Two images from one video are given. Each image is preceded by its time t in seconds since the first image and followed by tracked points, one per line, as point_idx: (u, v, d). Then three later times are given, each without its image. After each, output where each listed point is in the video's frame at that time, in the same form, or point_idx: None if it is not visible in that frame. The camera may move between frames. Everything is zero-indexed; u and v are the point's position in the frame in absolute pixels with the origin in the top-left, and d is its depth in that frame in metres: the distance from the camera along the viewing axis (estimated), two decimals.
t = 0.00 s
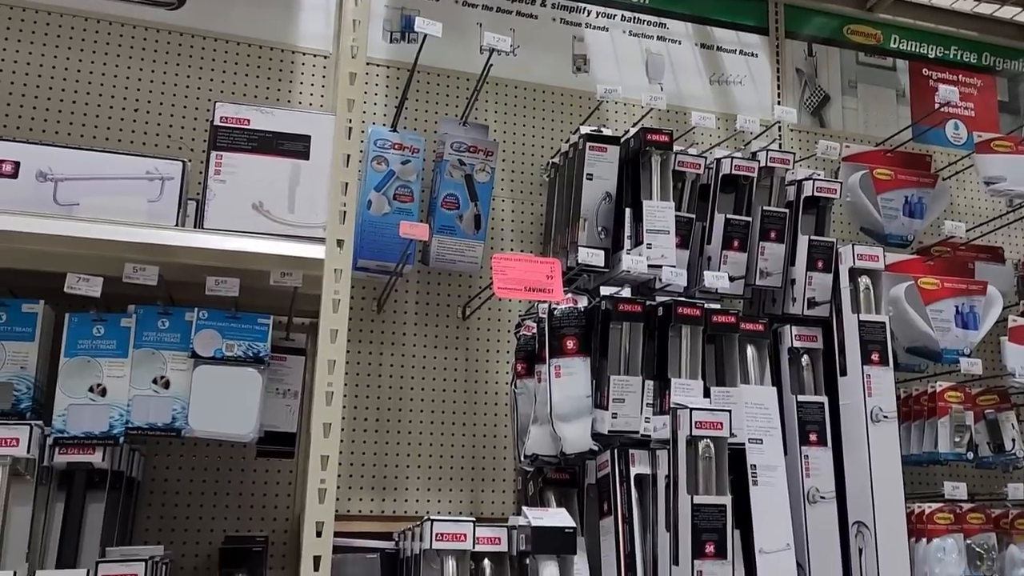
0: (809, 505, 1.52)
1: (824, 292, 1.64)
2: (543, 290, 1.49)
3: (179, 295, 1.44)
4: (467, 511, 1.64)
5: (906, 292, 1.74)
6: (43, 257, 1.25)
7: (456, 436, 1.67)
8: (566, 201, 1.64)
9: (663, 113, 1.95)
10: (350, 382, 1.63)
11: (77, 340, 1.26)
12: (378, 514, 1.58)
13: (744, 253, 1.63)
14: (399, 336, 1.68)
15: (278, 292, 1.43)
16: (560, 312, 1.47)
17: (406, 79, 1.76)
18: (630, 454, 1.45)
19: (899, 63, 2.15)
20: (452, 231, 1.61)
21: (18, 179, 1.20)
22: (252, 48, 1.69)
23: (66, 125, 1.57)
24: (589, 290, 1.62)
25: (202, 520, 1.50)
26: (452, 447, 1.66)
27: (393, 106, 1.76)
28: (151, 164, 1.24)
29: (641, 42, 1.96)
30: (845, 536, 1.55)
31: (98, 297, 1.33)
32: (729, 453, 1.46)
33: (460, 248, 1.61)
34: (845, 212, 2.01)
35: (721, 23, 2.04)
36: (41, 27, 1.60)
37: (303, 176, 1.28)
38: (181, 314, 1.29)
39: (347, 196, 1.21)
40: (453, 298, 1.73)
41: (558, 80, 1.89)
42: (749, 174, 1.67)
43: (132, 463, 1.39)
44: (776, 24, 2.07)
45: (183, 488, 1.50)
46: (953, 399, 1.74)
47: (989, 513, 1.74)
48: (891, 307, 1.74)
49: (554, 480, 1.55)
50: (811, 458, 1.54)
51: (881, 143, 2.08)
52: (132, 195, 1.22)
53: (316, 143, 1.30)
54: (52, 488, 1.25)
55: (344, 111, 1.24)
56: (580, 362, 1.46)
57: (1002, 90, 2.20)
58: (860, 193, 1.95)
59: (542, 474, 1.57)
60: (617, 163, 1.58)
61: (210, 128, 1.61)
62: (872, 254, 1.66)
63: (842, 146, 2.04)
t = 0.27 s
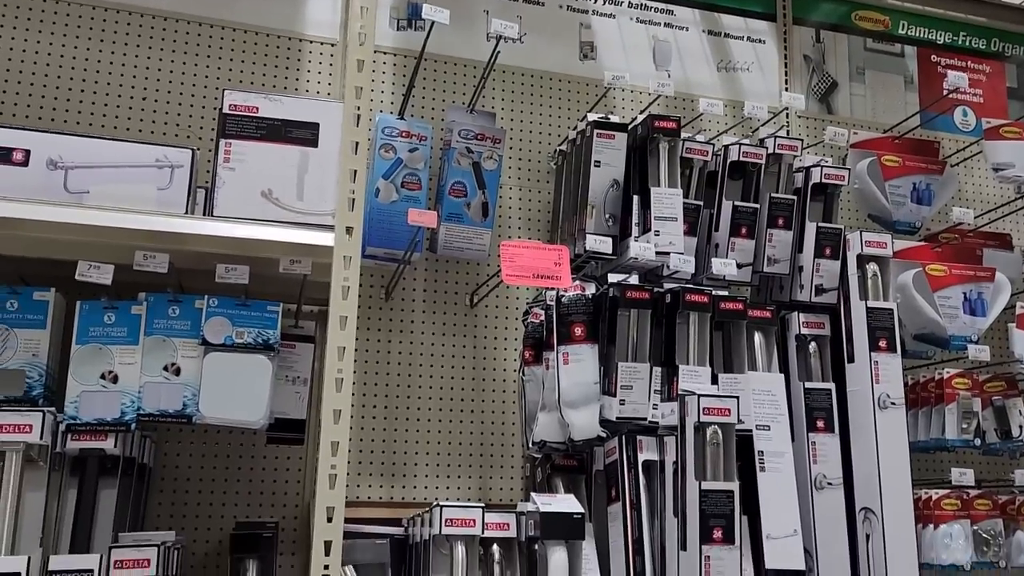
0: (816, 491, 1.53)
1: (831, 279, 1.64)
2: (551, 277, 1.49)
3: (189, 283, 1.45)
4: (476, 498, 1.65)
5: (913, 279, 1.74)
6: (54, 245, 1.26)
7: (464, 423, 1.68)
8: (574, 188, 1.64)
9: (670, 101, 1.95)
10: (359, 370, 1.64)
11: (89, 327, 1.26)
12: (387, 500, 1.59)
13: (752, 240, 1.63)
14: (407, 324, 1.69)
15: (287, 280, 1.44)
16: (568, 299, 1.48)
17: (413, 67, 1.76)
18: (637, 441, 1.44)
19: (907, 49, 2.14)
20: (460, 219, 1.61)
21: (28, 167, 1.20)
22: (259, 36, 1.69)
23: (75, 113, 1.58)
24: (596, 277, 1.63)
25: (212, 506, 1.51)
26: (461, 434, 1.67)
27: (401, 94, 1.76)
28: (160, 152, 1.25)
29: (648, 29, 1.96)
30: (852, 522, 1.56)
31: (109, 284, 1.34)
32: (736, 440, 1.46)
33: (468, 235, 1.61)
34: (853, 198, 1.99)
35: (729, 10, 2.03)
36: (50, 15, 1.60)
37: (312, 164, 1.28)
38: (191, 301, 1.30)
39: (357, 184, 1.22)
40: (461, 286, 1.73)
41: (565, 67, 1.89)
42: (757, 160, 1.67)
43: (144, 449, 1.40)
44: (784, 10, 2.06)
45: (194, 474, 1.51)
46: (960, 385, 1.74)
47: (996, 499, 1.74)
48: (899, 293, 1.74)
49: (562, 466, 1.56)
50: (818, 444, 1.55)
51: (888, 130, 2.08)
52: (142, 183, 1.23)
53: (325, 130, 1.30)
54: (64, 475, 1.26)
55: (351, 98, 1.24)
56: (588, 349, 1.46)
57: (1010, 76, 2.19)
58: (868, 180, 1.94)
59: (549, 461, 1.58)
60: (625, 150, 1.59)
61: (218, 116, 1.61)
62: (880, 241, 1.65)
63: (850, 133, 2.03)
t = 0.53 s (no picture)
0: (825, 481, 1.53)
1: (840, 270, 1.64)
2: (560, 269, 1.50)
3: (200, 275, 1.46)
4: (485, 488, 1.66)
5: (921, 270, 1.74)
6: (67, 237, 1.27)
7: (473, 414, 1.68)
8: (582, 180, 1.65)
9: (678, 92, 1.95)
10: (368, 361, 1.65)
11: (102, 319, 1.27)
12: (397, 491, 1.60)
13: (760, 232, 1.63)
14: (416, 316, 1.69)
15: (298, 272, 1.45)
16: (577, 290, 1.49)
17: (421, 60, 1.76)
18: (646, 432, 1.45)
19: (916, 40, 2.13)
20: (469, 211, 1.61)
21: (41, 160, 1.21)
22: (268, 29, 1.69)
23: (87, 107, 1.59)
24: (605, 268, 1.63)
25: (224, 496, 1.52)
26: (470, 425, 1.68)
27: (409, 86, 1.77)
28: (172, 145, 1.25)
29: (656, 20, 1.96)
30: (861, 512, 1.56)
31: (121, 276, 1.35)
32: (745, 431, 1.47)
33: (476, 227, 1.62)
34: (861, 191, 2.01)
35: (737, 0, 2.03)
36: (60, 10, 1.61)
37: (322, 157, 1.29)
38: (202, 293, 1.32)
39: (366, 175, 1.22)
40: (470, 278, 1.74)
41: (573, 59, 1.89)
42: (766, 151, 1.66)
43: (156, 440, 1.41)
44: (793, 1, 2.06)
45: (206, 465, 1.53)
46: (969, 376, 1.74)
47: (1004, 490, 1.74)
48: (907, 285, 1.74)
49: (571, 457, 1.57)
50: (826, 435, 1.55)
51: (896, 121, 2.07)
52: (155, 176, 1.24)
53: (335, 122, 1.31)
54: (78, 465, 1.27)
55: (361, 90, 1.25)
56: (596, 340, 1.47)
57: (1020, 66, 2.18)
58: (877, 171, 1.93)
59: (558, 451, 1.58)
60: (633, 141, 1.58)
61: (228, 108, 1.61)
62: (889, 232, 1.65)
63: (858, 124, 2.03)
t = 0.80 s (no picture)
0: (833, 475, 1.54)
1: (849, 264, 1.64)
2: (568, 262, 1.50)
3: (212, 270, 1.47)
4: (494, 481, 1.67)
5: (930, 263, 1.73)
6: (81, 232, 1.28)
7: (482, 407, 1.69)
8: (591, 174, 1.65)
9: (686, 86, 1.95)
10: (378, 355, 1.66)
11: (115, 313, 1.29)
12: (407, 483, 1.61)
13: (769, 226, 1.63)
14: (426, 310, 1.70)
15: (309, 266, 1.46)
16: (586, 285, 1.49)
17: (431, 55, 1.77)
18: (655, 425, 1.46)
19: (925, 32, 2.12)
20: (478, 205, 1.62)
21: (56, 155, 1.22)
22: (278, 24, 1.70)
23: (99, 102, 1.60)
24: (614, 263, 1.64)
25: (235, 489, 1.54)
26: (479, 419, 1.69)
27: (418, 81, 1.77)
28: (184, 140, 1.26)
29: (665, 14, 1.96)
30: (868, 505, 1.57)
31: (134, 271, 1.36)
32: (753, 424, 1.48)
33: (485, 221, 1.63)
34: (870, 183, 1.99)
35: None
36: (72, 6, 1.62)
37: (333, 152, 1.30)
38: (215, 287, 1.32)
39: (377, 170, 1.23)
40: (479, 272, 1.74)
41: (581, 53, 1.89)
42: (774, 146, 1.67)
43: (169, 433, 1.42)
44: None
45: (218, 458, 1.54)
46: (977, 369, 1.74)
47: (1012, 483, 1.75)
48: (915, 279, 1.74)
49: (580, 450, 1.58)
50: (834, 429, 1.55)
51: (905, 114, 2.07)
52: (168, 171, 1.25)
53: (345, 118, 1.32)
54: (93, 458, 1.28)
55: (372, 86, 1.25)
56: (605, 334, 1.47)
57: None
58: (886, 164, 1.95)
59: (567, 445, 1.59)
60: (642, 136, 1.59)
61: (239, 102, 1.62)
62: (898, 226, 1.65)
63: (867, 118, 2.02)
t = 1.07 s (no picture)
0: (840, 469, 1.54)
1: (857, 259, 1.64)
2: (576, 257, 1.51)
3: (222, 265, 1.48)
4: (502, 475, 1.68)
5: (938, 259, 1.74)
6: (93, 228, 1.29)
7: (490, 402, 1.70)
8: (599, 169, 1.65)
9: (694, 81, 1.95)
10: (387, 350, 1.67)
11: (126, 308, 1.29)
12: (416, 477, 1.62)
13: (777, 220, 1.64)
14: (435, 305, 1.71)
15: (318, 261, 1.47)
16: (593, 280, 1.50)
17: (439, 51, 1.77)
18: (663, 419, 1.45)
19: (934, 26, 2.13)
20: (486, 200, 1.62)
21: (67, 151, 1.23)
22: (286, 21, 1.71)
23: (109, 99, 1.61)
24: (621, 258, 1.64)
25: (245, 482, 1.55)
26: (487, 413, 1.69)
27: (426, 77, 1.78)
28: (194, 136, 1.27)
29: (672, 9, 1.95)
30: (876, 499, 1.57)
31: (145, 267, 1.37)
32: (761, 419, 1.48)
33: (493, 217, 1.63)
34: (878, 178, 1.99)
35: None
36: (82, 3, 1.63)
37: (342, 149, 1.30)
38: (224, 283, 1.33)
39: (386, 166, 1.23)
40: (487, 267, 1.75)
41: (589, 48, 1.89)
42: (782, 140, 1.66)
43: (180, 427, 1.43)
44: None
45: (228, 452, 1.55)
46: (985, 364, 1.74)
47: (1020, 478, 1.75)
48: (924, 273, 1.74)
49: (587, 444, 1.58)
50: (842, 423, 1.55)
51: (912, 109, 2.06)
52: (178, 167, 1.25)
53: (354, 114, 1.32)
54: (105, 451, 1.29)
55: (381, 82, 1.25)
56: (613, 329, 1.48)
57: None
58: (893, 159, 1.94)
59: (575, 439, 1.60)
60: (650, 131, 1.59)
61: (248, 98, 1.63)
62: (905, 221, 1.65)
63: (875, 112, 2.02)
